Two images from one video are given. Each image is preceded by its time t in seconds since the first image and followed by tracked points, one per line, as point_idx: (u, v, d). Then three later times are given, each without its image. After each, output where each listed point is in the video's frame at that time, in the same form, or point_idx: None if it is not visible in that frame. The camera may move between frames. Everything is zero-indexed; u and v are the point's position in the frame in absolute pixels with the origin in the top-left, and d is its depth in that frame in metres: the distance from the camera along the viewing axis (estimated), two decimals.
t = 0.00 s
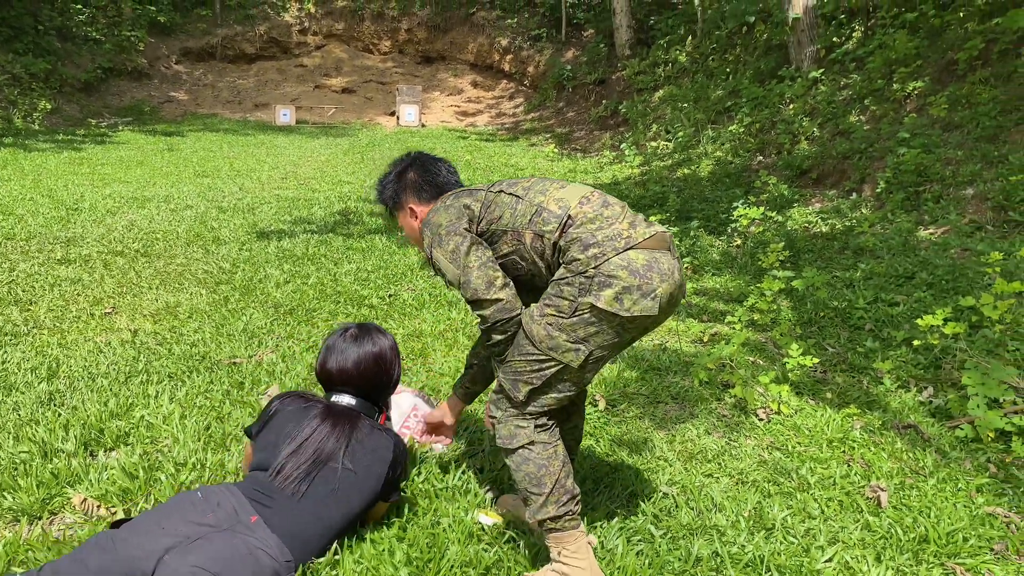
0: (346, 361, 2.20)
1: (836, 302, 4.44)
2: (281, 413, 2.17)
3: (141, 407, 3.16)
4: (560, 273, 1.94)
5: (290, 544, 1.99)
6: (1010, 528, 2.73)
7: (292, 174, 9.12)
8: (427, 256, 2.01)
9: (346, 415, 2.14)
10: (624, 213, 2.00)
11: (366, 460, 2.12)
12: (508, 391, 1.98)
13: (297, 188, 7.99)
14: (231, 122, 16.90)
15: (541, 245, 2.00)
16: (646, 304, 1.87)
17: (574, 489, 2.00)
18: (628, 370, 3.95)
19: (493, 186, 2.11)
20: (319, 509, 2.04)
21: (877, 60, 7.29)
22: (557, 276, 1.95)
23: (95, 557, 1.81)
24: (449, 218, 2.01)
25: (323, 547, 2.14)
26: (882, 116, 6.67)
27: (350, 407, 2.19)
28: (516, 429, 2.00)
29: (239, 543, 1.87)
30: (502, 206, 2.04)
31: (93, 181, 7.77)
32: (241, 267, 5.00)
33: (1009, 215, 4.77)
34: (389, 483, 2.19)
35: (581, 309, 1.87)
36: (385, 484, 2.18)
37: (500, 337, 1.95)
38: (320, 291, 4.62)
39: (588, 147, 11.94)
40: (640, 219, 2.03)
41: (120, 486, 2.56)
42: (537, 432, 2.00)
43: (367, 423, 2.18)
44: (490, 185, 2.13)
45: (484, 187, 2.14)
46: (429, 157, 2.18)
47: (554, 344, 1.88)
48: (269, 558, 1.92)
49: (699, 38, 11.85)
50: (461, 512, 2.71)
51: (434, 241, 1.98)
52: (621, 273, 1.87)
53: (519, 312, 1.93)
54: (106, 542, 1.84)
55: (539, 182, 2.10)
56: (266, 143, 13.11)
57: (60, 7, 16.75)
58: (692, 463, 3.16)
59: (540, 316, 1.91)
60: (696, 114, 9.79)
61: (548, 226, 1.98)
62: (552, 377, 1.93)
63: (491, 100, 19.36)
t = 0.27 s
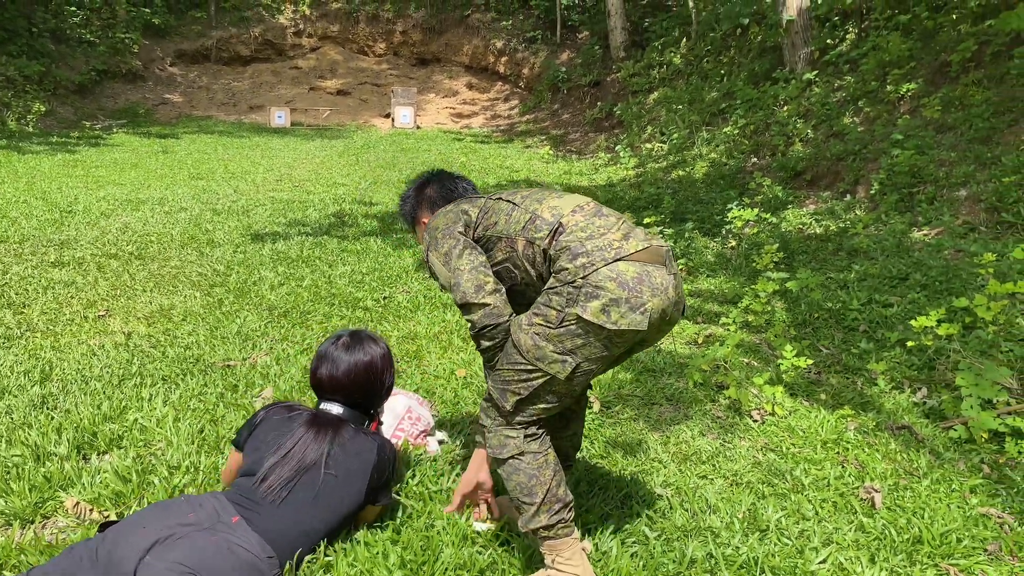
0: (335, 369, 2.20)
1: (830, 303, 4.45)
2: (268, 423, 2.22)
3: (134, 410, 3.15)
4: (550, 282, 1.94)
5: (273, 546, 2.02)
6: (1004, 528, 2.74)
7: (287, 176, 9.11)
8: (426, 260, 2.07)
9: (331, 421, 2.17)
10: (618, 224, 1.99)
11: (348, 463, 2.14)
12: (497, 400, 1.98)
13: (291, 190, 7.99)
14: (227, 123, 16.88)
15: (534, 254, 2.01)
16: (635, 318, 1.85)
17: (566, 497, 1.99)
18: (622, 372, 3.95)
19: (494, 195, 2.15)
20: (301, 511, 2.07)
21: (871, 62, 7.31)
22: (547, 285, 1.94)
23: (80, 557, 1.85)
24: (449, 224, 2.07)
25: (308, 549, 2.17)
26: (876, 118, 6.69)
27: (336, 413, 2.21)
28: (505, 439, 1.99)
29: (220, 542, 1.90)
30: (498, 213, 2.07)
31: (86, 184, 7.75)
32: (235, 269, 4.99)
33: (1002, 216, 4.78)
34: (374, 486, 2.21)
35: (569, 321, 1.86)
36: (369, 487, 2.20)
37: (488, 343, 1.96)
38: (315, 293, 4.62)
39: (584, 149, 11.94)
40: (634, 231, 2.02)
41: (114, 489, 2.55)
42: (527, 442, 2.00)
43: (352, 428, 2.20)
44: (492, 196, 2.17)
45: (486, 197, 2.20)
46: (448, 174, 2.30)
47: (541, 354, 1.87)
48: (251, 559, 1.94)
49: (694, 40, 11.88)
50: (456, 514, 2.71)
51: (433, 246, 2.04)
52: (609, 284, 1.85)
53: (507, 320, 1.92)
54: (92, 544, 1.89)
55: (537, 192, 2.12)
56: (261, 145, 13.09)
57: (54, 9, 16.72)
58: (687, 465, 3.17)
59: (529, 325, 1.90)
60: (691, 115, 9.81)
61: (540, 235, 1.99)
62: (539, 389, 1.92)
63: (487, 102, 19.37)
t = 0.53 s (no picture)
0: (303, 369, 2.22)
1: (827, 303, 4.45)
2: (246, 428, 2.27)
3: (130, 411, 3.14)
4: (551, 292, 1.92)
5: (259, 541, 2.06)
6: (999, 528, 2.74)
7: (283, 177, 9.11)
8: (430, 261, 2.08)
9: (302, 419, 2.21)
10: (624, 236, 1.94)
11: (326, 456, 2.17)
12: (493, 408, 1.99)
13: (287, 191, 7.98)
14: (224, 125, 16.87)
15: (537, 261, 1.99)
16: (633, 334, 1.82)
17: (563, 502, 1.99)
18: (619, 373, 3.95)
19: (502, 201, 2.15)
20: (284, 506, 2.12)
21: (867, 62, 7.32)
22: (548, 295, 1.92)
23: (71, 560, 1.89)
24: (455, 227, 2.09)
25: (297, 541, 2.22)
26: (872, 118, 6.70)
27: (309, 412, 2.24)
28: (502, 446, 1.99)
29: (207, 538, 1.95)
30: (505, 219, 2.07)
31: (82, 185, 7.74)
32: (231, 271, 4.99)
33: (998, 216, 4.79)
34: (356, 476, 2.24)
35: (567, 334, 1.84)
36: (351, 477, 2.23)
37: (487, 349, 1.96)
38: (311, 294, 4.61)
39: (580, 149, 11.95)
40: (641, 243, 1.98)
41: (109, 491, 2.55)
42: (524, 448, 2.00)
43: (324, 422, 2.23)
44: (501, 201, 2.18)
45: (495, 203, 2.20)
46: (462, 179, 2.35)
47: (538, 365, 1.86)
48: (238, 554, 1.99)
49: (690, 41, 11.89)
50: (452, 515, 2.70)
51: (438, 248, 2.06)
52: (609, 299, 1.82)
53: (506, 327, 1.92)
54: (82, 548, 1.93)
55: (546, 199, 2.11)
56: (258, 146, 13.08)
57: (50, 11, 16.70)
58: (683, 465, 3.16)
59: (527, 334, 1.90)
60: (687, 116, 9.82)
61: (543, 242, 1.97)
62: (536, 399, 1.92)
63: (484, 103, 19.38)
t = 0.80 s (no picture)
0: (284, 366, 2.22)
1: (826, 302, 4.46)
2: (235, 428, 2.28)
3: (130, 411, 3.14)
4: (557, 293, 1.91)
5: (256, 534, 2.08)
6: (998, 525, 2.75)
7: (282, 177, 9.11)
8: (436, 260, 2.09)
9: (288, 414, 2.22)
10: (631, 240, 1.94)
11: (316, 448, 2.18)
12: (496, 407, 1.99)
13: (286, 191, 7.99)
14: (222, 125, 16.86)
15: (544, 261, 2.00)
16: (639, 339, 1.82)
17: (564, 501, 2.00)
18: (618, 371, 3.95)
19: (510, 200, 2.15)
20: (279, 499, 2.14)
21: (865, 60, 7.33)
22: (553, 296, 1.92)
23: (67, 563, 1.88)
24: (461, 225, 2.09)
25: (294, 534, 2.24)
26: (870, 117, 6.71)
27: (295, 408, 2.25)
28: (504, 444, 2.00)
29: (203, 535, 1.95)
30: (513, 218, 2.08)
31: (81, 185, 7.74)
32: (230, 270, 4.99)
33: (996, 215, 4.79)
34: (348, 465, 2.26)
35: (572, 336, 1.84)
36: (343, 467, 2.25)
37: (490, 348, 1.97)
38: (310, 294, 4.62)
39: (579, 148, 11.96)
40: (648, 246, 1.98)
41: (109, 490, 2.55)
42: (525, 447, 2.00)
43: (311, 416, 2.25)
44: (509, 199, 2.17)
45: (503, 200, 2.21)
46: (467, 173, 2.34)
47: (542, 366, 1.86)
48: (236, 549, 2.01)
49: (689, 40, 11.90)
50: (452, 513, 2.70)
51: (444, 248, 2.06)
52: (615, 303, 1.82)
53: (512, 327, 1.92)
54: (77, 551, 1.92)
55: (555, 199, 2.11)
56: (257, 146, 13.08)
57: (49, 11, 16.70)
58: (682, 463, 3.17)
59: (532, 334, 1.89)
60: (686, 115, 9.83)
61: (551, 243, 1.97)
62: (539, 398, 1.92)
63: (483, 103, 19.39)
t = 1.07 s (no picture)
0: (284, 366, 2.22)
1: (825, 300, 4.46)
2: (235, 427, 2.27)
3: (129, 410, 3.14)
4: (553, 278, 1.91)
5: (255, 535, 2.08)
6: (998, 523, 2.75)
7: (281, 176, 9.11)
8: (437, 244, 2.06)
9: (288, 414, 2.21)
10: (624, 219, 1.95)
11: (316, 447, 2.17)
12: (501, 398, 1.98)
13: (285, 190, 7.99)
14: (222, 124, 16.86)
15: (542, 245, 1.99)
16: (636, 317, 1.82)
17: (569, 499, 2.00)
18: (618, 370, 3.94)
19: (509, 181, 2.12)
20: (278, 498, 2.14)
21: (865, 58, 7.32)
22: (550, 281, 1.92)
23: (66, 564, 1.89)
24: (461, 209, 2.06)
25: (295, 532, 2.24)
26: (870, 115, 6.71)
27: (295, 407, 2.24)
28: (512, 438, 1.99)
29: (200, 536, 1.96)
30: (512, 200, 2.05)
31: (80, 184, 7.73)
32: (230, 269, 4.98)
33: (996, 213, 4.79)
34: (349, 463, 2.25)
35: (570, 319, 1.84)
36: (344, 466, 2.24)
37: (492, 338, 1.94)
38: (310, 292, 4.62)
39: (579, 147, 11.96)
40: (644, 226, 1.98)
41: (108, 489, 2.54)
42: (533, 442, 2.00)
43: (311, 414, 2.23)
44: (508, 180, 2.15)
45: (502, 180, 2.17)
46: (464, 150, 2.30)
47: (543, 353, 1.85)
48: (235, 550, 2.01)
49: (688, 38, 11.90)
50: (451, 512, 2.70)
51: (445, 233, 2.04)
52: (611, 283, 1.83)
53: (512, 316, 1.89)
54: (76, 551, 1.93)
55: (554, 179, 2.08)
56: (256, 145, 13.08)
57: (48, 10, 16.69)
58: (682, 462, 3.17)
59: (530, 321, 1.89)
60: (686, 113, 9.83)
61: (550, 225, 1.96)
62: (544, 387, 1.91)
63: (483, 102, 19.39)
